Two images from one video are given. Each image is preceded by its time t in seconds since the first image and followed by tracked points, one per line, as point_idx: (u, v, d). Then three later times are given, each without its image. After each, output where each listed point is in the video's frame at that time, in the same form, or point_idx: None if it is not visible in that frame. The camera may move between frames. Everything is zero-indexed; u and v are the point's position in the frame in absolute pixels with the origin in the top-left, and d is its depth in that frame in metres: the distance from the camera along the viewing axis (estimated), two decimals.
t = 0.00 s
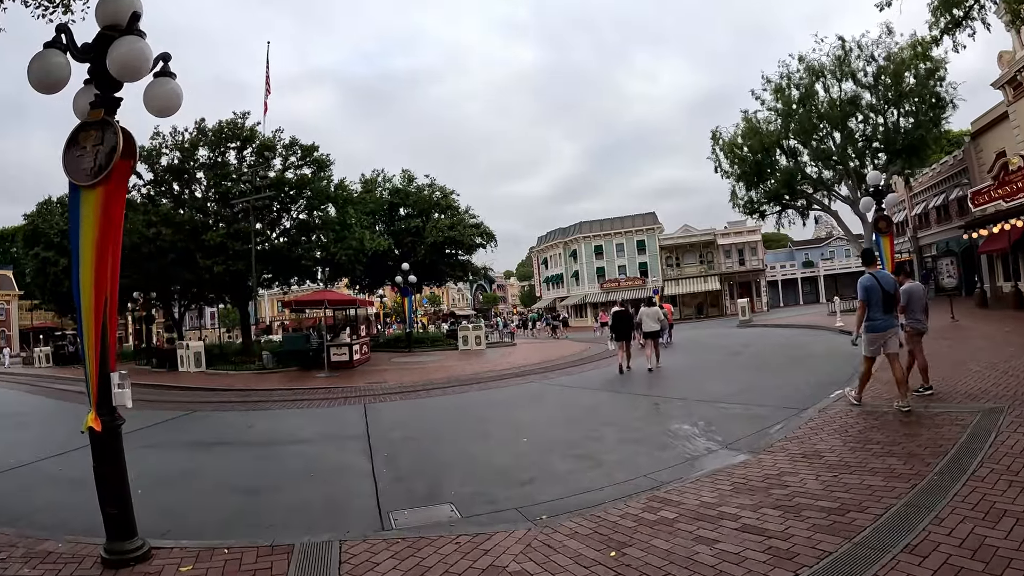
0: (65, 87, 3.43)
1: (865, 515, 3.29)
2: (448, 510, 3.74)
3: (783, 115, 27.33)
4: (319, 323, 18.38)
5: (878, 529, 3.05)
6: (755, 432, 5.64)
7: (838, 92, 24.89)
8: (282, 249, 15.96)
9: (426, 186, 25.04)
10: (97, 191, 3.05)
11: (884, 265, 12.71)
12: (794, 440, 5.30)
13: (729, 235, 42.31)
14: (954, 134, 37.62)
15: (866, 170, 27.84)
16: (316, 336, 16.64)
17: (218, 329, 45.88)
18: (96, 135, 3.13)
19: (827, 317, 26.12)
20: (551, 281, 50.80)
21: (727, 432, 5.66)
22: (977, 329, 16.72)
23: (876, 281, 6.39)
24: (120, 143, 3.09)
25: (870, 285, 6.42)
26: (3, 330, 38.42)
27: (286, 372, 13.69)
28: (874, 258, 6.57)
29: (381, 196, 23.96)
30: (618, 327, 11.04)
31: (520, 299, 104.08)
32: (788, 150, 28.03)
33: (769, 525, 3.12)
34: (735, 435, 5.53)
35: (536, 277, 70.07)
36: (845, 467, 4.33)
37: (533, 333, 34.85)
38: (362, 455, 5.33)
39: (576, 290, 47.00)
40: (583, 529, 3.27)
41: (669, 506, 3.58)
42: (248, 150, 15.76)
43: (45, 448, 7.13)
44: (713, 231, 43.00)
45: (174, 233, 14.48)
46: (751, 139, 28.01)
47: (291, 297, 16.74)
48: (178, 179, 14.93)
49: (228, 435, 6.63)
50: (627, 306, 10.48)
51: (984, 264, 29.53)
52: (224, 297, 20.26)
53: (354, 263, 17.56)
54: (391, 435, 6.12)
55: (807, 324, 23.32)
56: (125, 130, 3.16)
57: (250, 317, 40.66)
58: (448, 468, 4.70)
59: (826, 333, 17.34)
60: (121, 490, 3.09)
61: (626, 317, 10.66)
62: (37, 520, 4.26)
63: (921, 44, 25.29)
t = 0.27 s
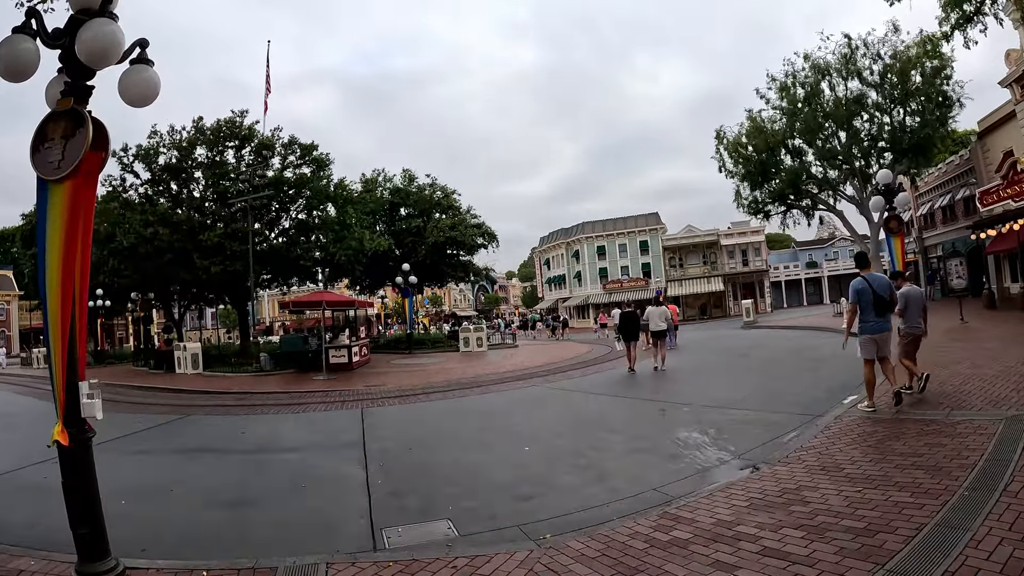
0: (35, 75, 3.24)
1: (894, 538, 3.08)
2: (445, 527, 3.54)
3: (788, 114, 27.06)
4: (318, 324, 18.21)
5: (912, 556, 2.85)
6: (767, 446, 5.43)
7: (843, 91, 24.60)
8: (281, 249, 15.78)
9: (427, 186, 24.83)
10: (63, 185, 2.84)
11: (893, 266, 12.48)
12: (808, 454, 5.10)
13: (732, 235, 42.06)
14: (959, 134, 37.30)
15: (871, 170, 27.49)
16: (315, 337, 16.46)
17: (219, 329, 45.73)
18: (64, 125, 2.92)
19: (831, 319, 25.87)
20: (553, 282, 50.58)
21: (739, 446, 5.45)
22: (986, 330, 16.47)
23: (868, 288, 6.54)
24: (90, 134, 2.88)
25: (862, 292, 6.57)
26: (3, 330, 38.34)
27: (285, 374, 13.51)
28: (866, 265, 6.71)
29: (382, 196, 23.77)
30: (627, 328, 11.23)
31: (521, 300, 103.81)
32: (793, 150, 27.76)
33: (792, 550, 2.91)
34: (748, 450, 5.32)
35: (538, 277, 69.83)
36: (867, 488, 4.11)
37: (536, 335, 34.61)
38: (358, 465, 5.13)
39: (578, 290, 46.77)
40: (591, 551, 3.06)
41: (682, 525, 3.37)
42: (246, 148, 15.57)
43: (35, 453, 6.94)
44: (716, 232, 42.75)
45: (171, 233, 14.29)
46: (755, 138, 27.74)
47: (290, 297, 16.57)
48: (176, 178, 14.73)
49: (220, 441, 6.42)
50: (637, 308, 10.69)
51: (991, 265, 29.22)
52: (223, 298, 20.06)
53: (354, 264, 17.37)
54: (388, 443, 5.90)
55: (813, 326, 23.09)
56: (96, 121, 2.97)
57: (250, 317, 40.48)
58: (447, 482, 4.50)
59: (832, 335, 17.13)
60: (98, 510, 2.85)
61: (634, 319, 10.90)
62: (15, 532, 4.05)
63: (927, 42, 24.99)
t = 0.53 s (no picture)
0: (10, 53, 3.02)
1: (930, 551, 2.87)
2: (446, 537, 3.33)
3: (794, 111, 26.76)
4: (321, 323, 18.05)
5: (950, 572, 2.63)
6: (782, 452, 5.21)
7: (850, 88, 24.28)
8: (282, 247, 15.63)
9: (430, 184, 24.63)
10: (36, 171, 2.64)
11: (906, 265, 12.24)
12: (826, 460, 4.87)
13: (737, 234, 41.79)
14: (968, 132, 36.89)
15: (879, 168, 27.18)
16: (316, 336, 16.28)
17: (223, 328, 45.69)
18: (38, 106, 2.71)
19: (839, 318, 25.58)
20: (557, 281, 50.35)
21: (752, 452, 5.22)
22: (997, 329, 16.18)
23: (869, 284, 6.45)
24: (66, 116, 2.68)
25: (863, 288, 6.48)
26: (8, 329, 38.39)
27: (286, 374, 13.34)
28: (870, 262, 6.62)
29: (385, 194, 23.59)
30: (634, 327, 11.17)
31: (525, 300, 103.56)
32: (799, 147, 27.47)
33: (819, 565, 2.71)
34: (762, 456, 5.10)
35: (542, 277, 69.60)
36: (892, 497, 3.90)
37: (540, 335, 34.44)
38: (354, 470, 4.93)
39: (582, 290, 46.52)
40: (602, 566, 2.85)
41: (700, 538, 3.17)
42: (247, 146, 15.40)
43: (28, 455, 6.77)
44: (721, 231, 42.45)
45: (170, 231, 14.13)
46: (761, 136, 27.44)
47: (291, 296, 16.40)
48: (176, 176, 14.57)
49: (214, 443, 6.23)
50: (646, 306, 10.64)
51: (1000, 264, 28.85)
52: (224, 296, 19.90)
53: (357, 262, 17.19)
54: (387, 446, 5.70)
55: (820, 325, 22.80)
56: (72, 101, 2.77)
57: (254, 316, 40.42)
58: (447, 490, 4.28)
59: (841, 334, 16.86)
60: (69, 520, 2.66)
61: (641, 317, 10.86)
62: None
63: (935, 38, 24.64)
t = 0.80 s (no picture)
0: None
1: None
2: (451, 560, 3.10)
3: (810, 108, 26.22)
4: (329, 321, 17.93)
5: None
6: (808, 463, 4.91)
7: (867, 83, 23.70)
8: (290, 244, 15.50)
9: (440, 182, 24.43)
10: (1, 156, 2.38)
11: (929, 263, 11.81)
12: (858, 473, 4.56)
13: (750, 233, 41.43)
14: (988, 129, 36.00)
15: (895, 166, 26.54)
16: (324, 334, 16.16)
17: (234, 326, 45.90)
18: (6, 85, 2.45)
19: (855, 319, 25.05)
20: (568, 280, 50.01)
21: (776, 462, 4.94)
22: (1021, 331, 15.68)
23: (884, 282, 6.23)
24: (34, 98, 2.41)
25: (878, 285, 6.26)
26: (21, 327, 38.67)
27: (292, 373, 13.19)
28: (887, 261, 6.41)
29: (394, 192, 23.41)
30: (649, 326, 11.08)
31: (536, 299, 103.29)
32: (814, 145, 26.95)
33: None
34: (787, 467, 4.82)
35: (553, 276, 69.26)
36: (934, 517, 3.59)
37: (549, 335, 34.15)
38: (356, 478, 4.70)
39: (593, 289, 46.16)
40: None
41: (727, 565, 2.91)
42: (255, 142, 15.27)
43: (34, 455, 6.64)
44: (734, 230, 41.90)
45: (176, 228, 14.04)
46: (776, 133, 26.94)
47: (299, 295, 16.28)
48: (183, 173, 14.46)
49: (213, 447, 6.03)
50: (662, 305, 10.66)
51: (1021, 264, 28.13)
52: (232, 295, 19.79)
53: (365, 260, 17.02)
54: (392, 452, 5.47)
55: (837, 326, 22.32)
56: (43, 83, 2.57)
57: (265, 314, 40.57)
58: (453, 504, 4.04)
59: (860, 335, 16.41)
60: (44, 537, 2.44)
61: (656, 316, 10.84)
62: None
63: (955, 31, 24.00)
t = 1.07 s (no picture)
0: None
1: None
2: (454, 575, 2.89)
3: (828, 105, 25.62)
4: (340, 319, 17.83)
5: None
6: (836, 473, 4.62)
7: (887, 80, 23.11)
8: (300, 241, 15.39)
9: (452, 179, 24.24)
10: None
11: (955, 263, 11.35)
12: (890, 483, 4.28)
13: (766, 233, 40.90)
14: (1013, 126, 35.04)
15: (915, 165, 25.88)
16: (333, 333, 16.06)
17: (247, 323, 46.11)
18: None
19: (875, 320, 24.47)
20: (581, 280, 49.63)
21: (803, 472, 4.65)
22: None
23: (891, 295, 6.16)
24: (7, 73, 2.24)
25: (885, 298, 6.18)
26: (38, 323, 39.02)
27: (301, 372, 13.08)
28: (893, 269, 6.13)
29: (406, 189, 23.25)
30: (663, 327, 10.92)
31: (548, 298, 102.90)
32: (832, 143, 26.38)
33: None
34: (814, 477, 4.53)
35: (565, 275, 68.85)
36: (978, 533, 3.31)
37: (561, 334, 33.88)
38: (359, 483, 4.51)
39: (606, 288, 45.77)
40: None
41: None
42: (265, 138, 15.19)
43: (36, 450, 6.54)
44: (750, 229, 41.29)
45: (186, 224, 14.00)
46: (792, 131, 26.40)
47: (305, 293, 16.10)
48: (194, 169, 14.42)
49: (214, 448, 5.86)
50: (675, 306, 10.60)
51: None
52: (243, 292, 19.77)
53: (376, 257, 16.88)
54: (396, 456, 5.26)
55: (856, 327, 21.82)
56: (15, 60, 2.38)
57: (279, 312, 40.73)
58: (458, 515, 3.82)
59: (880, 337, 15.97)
60: (12, 551, 2.24)
61: (670, 316, 10.73)
62: None
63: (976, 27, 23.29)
